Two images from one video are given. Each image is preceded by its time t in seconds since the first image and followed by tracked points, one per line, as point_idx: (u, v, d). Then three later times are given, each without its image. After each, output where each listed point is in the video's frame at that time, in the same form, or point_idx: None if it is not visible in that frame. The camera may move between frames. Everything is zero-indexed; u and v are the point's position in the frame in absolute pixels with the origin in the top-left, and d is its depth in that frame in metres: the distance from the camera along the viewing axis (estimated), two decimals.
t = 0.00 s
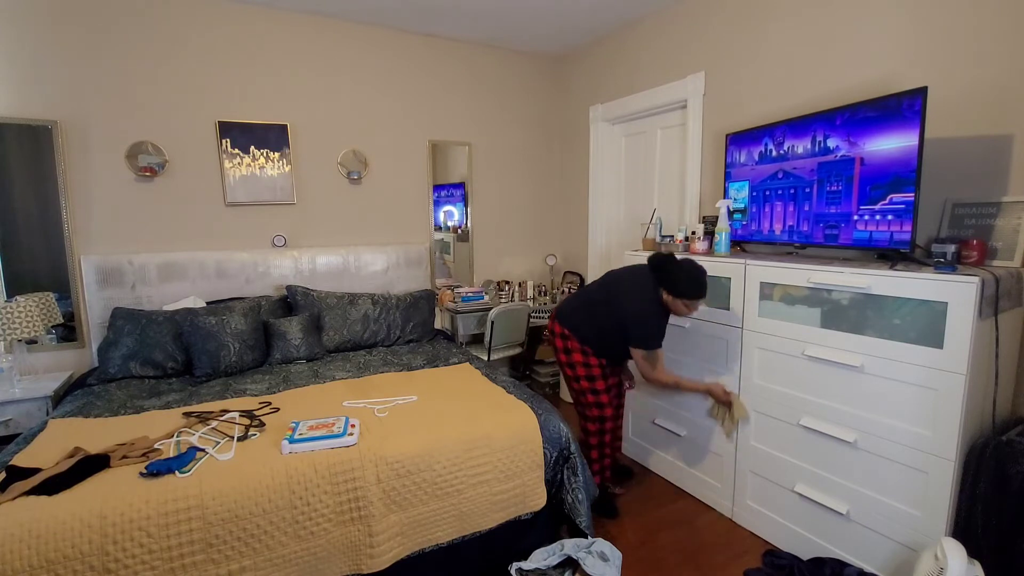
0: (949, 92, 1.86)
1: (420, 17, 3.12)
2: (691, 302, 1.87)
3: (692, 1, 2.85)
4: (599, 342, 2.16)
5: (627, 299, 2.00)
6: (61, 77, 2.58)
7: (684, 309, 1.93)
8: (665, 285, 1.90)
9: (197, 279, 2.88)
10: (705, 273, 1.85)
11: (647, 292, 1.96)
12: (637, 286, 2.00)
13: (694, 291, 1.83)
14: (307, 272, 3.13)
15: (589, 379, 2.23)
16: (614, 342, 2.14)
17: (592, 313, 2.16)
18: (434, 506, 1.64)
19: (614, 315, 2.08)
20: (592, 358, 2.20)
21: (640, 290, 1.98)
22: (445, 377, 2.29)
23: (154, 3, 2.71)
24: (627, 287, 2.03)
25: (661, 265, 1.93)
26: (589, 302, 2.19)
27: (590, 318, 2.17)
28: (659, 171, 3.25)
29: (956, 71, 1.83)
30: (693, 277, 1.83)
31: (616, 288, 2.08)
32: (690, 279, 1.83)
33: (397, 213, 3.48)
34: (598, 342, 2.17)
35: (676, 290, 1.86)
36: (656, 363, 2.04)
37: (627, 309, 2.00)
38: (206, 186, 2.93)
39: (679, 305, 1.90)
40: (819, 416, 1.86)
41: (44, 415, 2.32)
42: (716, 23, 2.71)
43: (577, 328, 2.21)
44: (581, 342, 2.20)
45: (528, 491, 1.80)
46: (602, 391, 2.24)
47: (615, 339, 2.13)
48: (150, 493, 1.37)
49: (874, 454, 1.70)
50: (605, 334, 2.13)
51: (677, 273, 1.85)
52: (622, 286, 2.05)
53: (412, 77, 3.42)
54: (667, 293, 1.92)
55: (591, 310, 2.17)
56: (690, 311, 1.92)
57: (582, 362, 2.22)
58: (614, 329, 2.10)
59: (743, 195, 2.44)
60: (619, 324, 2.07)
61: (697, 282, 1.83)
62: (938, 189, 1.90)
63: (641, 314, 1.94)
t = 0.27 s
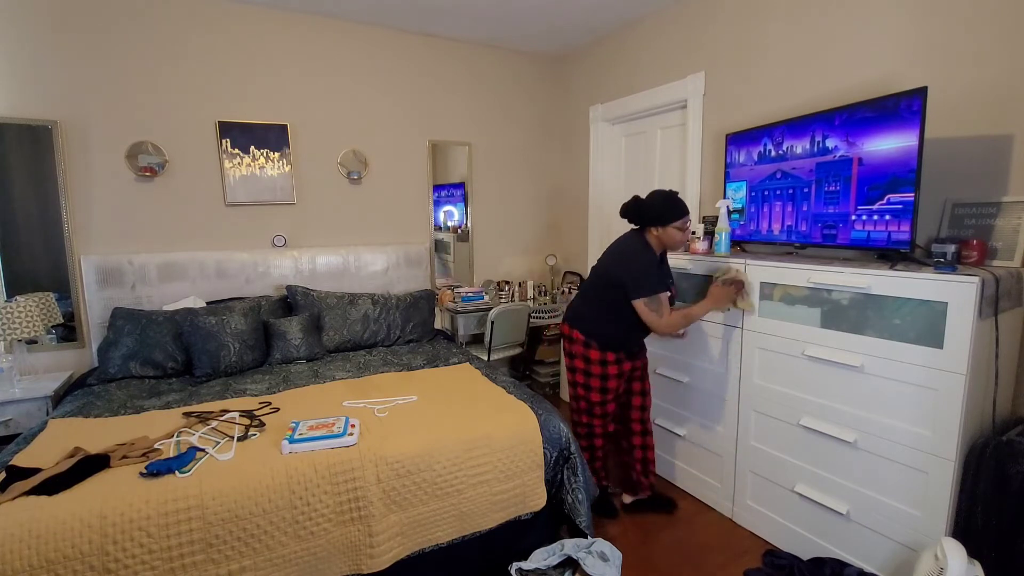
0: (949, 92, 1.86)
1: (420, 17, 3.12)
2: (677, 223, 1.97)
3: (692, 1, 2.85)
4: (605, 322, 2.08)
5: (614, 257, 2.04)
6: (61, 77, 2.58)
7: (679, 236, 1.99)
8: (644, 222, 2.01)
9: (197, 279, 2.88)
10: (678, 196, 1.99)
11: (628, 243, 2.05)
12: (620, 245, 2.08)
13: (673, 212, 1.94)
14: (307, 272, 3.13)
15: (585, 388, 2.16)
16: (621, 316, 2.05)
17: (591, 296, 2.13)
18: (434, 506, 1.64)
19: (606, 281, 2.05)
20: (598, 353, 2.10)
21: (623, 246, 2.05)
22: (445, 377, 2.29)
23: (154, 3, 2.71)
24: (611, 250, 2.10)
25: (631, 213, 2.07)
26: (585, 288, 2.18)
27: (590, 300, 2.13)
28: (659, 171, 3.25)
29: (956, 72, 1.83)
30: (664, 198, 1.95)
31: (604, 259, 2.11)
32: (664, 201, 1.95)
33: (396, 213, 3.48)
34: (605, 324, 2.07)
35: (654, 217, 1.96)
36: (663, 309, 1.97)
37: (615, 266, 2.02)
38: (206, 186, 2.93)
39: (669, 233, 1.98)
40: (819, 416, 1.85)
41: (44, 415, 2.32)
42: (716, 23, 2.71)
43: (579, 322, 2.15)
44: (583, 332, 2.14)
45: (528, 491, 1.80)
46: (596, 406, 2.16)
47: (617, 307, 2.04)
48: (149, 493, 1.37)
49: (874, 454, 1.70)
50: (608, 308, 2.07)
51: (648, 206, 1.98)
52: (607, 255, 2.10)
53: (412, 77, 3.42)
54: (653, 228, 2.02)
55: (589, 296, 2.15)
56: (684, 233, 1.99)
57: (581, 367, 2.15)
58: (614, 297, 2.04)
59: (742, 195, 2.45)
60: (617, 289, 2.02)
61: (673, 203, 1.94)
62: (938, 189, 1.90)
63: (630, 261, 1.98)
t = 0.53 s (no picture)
0: (949, 92, 1.86)
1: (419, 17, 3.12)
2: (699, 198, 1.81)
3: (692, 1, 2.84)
4: (652, 317, 1.87)
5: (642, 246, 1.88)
6: (61, 77, 2.58)
7: (702, 214, 1.84)
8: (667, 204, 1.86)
9: (197, 279, 2.88)
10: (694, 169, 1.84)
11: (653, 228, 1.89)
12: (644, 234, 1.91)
13: (693, 186, 1.79)
14: (307, 272, 3.13)
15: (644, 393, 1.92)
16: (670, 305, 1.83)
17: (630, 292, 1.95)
18: (434, 506, 1.64)
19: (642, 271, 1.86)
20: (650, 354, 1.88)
21: (650, 232, 1.88)
22: (445, 377, 2.29)
23: (154, 3, 2.71)
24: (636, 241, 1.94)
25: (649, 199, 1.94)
26: (625, 287, 1.99)
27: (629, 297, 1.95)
28: (659, 170, 3.25)
29: (956, 71, 1.83)
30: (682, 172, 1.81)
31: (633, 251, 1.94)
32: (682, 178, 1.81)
33: (396, 213, 3.48)
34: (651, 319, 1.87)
35: (675, 195, 1.82)
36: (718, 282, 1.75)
37: (647, 253, 1.84)
38: (206, 186, 2.93)
39: (691, 210, 1.83)
40: (819, 416, 1.85)
41: (44, 415, 2.32)
42: (716, 23, 2.71)
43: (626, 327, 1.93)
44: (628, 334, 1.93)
45: (528, 491, 1.80)
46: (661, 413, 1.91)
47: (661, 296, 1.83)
48: (149, 493, 1.37)
49: (874, 454, 1.70)
50: (653, 300, 1.87)
51: (666, 186, 1.85)
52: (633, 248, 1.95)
53: (412, 77, 3.42)
54: (674, 210, 1.87)
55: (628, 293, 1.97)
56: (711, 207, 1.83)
57: (638, 367, 1.91)
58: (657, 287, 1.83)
59: (740, 195, 2.45)
60: (656, 277, 1.82)
61: (694, 177, 1.80)
62: (938, 189, 1.90)
63: (662, 245, 1.79)
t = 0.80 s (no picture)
0: (949, 92, 1.85)
1: (419, 17, 3.12)
2: (739, 192, 1.73)
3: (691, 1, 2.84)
4: (699, 322, 1.73)
5: (685, 245, 1.73)
6: (61, 77, 2.58)
7: (741, 209, 1.75)
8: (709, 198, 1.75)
9: (197, 279, 2.88)
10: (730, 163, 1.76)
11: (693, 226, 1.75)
12: (683, 233, 1.77)
13: (736, 178, 1.72)
14: (307, 272, 3.13)
15: (685, 417, 1.78)
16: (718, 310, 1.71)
17: (669, 296, 1.80)
18: (434, 506, 1.64)
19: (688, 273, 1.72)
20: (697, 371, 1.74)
21: (692, 230, 1.74)
22: (445, 377, 2.29)
23: (154, 3, 2.71)
24: (672, 241, 1.79)
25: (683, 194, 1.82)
26: (658, 292, 1.85)
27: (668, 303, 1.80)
28: (659, 170, 3.25)
29: (956, 71, 1.83)
30: (723, 163, 1.73)
31: (669, 251, 1.80)
32: (724, 169, 1.72)
33: (396, 213, 3.48)
34: (699, 326, 1.73)
35: (717, 188, 1.72)
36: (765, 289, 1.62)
37: (695, 254, 1.69)
38: (206, 186, 2.93)
39: (731, 204, 1.74)
40: (819, 416, 1.85)
41: (44, 415, 2.32)
42: (716, 23, 2.71)
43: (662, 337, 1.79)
44: (672, 343, 1.77)
45: (528, 491, 1.80)
46: (698, 440, 1.79)
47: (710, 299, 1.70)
48: (149, 493, 1.37)
49: (874, 454, 1.70)
50: (699, 304, 1.72)
51: (705, 178, 1.74)
52: (669, 248, 1.80)
53: (412, 77, 3.42)
54: (712, 204, 1.77)
55: (665, 298, 1.81)
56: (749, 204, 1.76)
57: (686, 389, 1.76)
58: (706, 290, 1.70)
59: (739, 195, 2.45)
60: (705, 279, 1.69)
61: (735, 170, 1.72)
62: (938, 189, 1.90)
63: (713, 243, 1.66)
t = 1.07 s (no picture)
0: (948, 92, 1.86)
1: (419, 17, 3.12)
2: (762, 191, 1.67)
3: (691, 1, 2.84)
4: (720, 327, 1.70)
5: (711, 248, 1.66)
6: (61, 77, 2.58)
7: (761, 208, 1.70)
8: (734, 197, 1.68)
9: (197, 279, 2.88)
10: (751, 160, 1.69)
11: (717, 227, 1.68)
12: (706, 234, 1.69)
13: (760, 177, 1.65)
14: (307, 272, 3.13)
15: (701, 426, 1.76)
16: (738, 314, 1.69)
17: (688, 300, 1.74)
18: (434, 506, 1.64)
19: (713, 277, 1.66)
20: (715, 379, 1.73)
21: (717, 232, 1.67)
22: (445, 377, 2.29)
23: (154, 3, 2.71)
24: (695, 242, 1.72)
25: (703, 192, 1.74)
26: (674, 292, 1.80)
27: (689, 307, 1.74)
28: (659, 170, 3.25)
29: (956, 71, 1.83)
30: (747, 161, 1.65)
31: (691, 253, 1.73)
32: (751, 167, 1.65)
33: (397, 213, 3.48)
34: (720, 332, 1.71)
35: (743, 188, 1.65)
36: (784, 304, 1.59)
37: (724, 258, 1.62)
38: (205, 186, 2.93)
39: (752, 205, 1.68)
40: (819, 417, 1.85)
41: (44, 415, 2.32)
42: (716, 23, 2.71)
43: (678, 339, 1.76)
44: (694, 350, 1.73)
45: (528, 491, 1.80)
46: (710, 448, 1.79)
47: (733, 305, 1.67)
48: (149, 493, 1.37)
49: (874, 454, 1.70)
50: (722, 309, 1.68)
51: (730, 177, 1.66)
52: (691, 249, 1.72)
53: (412, 77, 3.42)
54: (732, 203, 1.70)
55: (684, 301, 1.76)
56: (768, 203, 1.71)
57: (704, 398, 1.74)
58: (731, 295, 1.65)
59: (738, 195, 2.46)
60: (730, 284, 1.64)
61: (759, 170, 1.65)
62: (938, 189, 1.90)
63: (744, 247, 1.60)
